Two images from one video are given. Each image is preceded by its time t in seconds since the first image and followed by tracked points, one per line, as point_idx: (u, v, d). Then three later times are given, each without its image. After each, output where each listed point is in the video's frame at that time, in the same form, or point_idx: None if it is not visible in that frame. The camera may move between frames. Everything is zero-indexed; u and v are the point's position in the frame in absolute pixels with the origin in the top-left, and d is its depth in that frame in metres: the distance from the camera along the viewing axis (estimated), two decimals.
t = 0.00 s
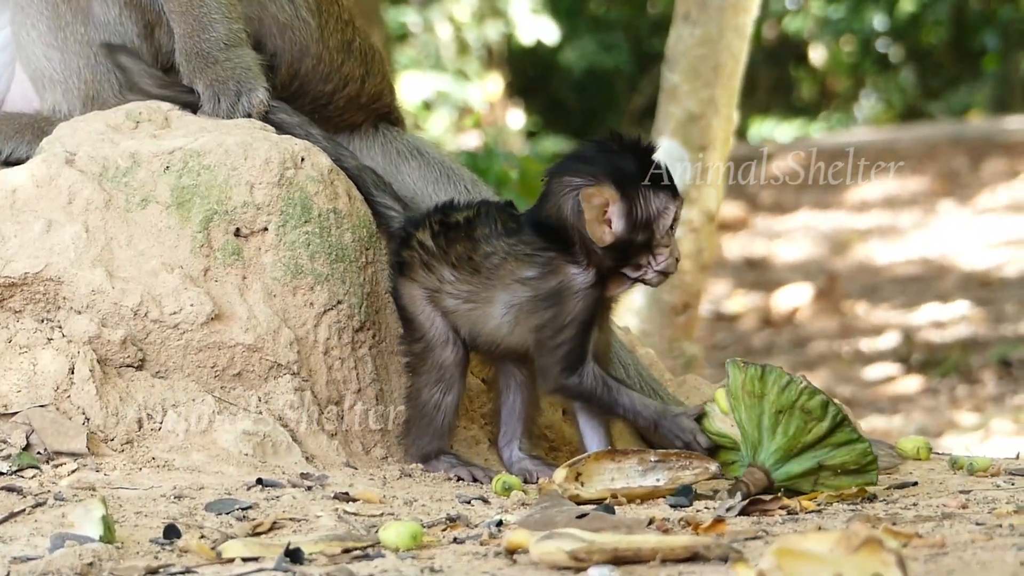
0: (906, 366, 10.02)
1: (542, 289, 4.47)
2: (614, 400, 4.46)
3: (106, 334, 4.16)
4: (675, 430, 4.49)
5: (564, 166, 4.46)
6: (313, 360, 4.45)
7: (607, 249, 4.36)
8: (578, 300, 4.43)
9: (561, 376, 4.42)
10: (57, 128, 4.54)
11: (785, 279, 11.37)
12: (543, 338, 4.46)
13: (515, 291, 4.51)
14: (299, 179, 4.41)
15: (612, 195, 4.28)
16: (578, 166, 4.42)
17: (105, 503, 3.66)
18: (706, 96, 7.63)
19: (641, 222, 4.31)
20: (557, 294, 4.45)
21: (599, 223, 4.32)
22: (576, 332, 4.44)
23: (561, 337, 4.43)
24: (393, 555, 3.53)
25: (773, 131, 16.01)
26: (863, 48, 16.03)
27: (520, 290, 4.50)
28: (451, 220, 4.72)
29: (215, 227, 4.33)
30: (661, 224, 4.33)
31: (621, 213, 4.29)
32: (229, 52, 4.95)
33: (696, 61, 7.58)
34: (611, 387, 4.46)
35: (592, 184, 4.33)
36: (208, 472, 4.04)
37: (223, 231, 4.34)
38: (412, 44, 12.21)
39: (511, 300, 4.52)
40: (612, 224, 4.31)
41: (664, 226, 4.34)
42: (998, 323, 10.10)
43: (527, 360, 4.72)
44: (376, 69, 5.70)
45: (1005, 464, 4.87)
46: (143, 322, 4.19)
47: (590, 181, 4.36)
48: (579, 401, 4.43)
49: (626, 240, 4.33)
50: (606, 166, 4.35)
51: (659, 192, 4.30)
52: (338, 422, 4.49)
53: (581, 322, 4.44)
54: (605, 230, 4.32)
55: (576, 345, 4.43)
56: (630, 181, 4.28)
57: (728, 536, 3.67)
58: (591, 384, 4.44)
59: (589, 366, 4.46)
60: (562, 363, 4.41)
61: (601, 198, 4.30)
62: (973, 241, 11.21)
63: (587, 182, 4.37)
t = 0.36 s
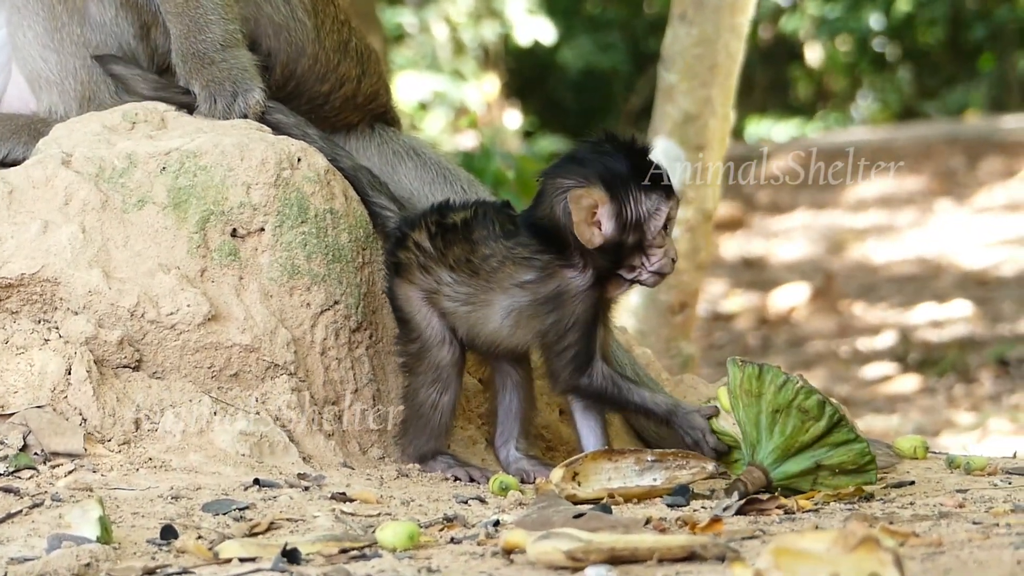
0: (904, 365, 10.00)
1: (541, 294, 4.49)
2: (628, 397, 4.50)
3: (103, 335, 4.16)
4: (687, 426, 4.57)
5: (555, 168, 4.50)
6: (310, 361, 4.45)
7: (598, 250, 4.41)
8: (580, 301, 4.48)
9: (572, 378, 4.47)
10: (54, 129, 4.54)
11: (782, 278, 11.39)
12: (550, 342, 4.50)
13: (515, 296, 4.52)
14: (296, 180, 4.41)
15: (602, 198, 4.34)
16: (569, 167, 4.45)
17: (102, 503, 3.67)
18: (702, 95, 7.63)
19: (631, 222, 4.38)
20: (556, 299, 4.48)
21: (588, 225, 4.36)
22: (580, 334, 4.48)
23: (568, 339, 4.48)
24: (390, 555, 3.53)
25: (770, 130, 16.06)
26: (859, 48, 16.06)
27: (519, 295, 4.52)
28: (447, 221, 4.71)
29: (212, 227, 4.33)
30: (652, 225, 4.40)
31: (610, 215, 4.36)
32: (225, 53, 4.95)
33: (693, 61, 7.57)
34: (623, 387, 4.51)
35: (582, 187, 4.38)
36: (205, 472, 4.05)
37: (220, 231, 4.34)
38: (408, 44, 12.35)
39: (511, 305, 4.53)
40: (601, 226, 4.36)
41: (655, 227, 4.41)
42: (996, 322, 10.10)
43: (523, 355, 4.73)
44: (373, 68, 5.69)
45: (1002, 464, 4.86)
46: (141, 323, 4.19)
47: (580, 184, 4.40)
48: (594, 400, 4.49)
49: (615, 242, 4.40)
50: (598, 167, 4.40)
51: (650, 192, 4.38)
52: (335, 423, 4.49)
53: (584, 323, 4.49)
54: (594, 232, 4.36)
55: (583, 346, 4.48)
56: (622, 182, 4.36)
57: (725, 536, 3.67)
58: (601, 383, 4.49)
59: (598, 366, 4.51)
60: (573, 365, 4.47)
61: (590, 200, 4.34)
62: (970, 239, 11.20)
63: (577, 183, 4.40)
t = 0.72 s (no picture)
0: (900, 362, 9.92)
1: (555, 298, 4.46)
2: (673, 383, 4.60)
3: (100, 332, 4.16)
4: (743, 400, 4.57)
5: (572, 161, 4.48)
6: (306, 358, 4.44)
7: (606, 250, 4.41)
8: (597, 302, 4.47)
9: (614, 371, 4.55)
10: (50, 126, 4.54)
11: (779, 276, 11.39)
12: (577, 342, 4.50)
13: (527, 299, 4.48)
14: (292, 177, 4.41)
15: (619, 202, 4.32)
16: (589, 164, 4.43)
17: (99, 501, 3.67)
18: (699, 92, 7.63)
19: (643, 230, 4.38)
20: (572, 303, 4.46)
21: (600, 225, 4.36)
22: (606, 331, 4.50)
23: (593, 338, 4.50)
24: (387, 552, 3.54)
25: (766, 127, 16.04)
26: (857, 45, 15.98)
27: (534, 298, 4.48)
28: (449, 218, 4.68)
29: (209, 225, 4.33)
30: (662, 236, 4.41)
31: (624, 219, 4.35)
32: (221, 50, 4.96)
33: (689, 58, 7.57)
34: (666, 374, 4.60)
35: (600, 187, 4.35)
36: (201, 470, 4.04)
37: (216, 229, 4.34)
38: (404, 42, 12.28)
39: (522, 307, 4.49)
40: (613, 228, 4.36)
41: (664, 239, 4.41)
42: (994, 320, 10.10)
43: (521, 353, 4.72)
44: (369, 65, 5.69)
45: (998, 460, 4.87)
46: (137, 320, 4.19)
47: (599, 182, 4.38)
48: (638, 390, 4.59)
49: (625, 245, 4.40)
50: (618, 168, 4.38)
51: (666, 204, 4.36)
52: (332, 421, 4.49)
53: (607, 320, 4.50)
54: (606, 234, 4.36)
55: (618, 339, 4.53)
56: (640, 188, 4.34)
57: (723, 532, 3.68)
58: (644, 373, 4.59)
59: (637, 360, 4.60)
60: (614, 356, 4.53)
61: (607, 202, 4.33)
62: (967, 237, 11.21)
63: (596, 181, 4.38)
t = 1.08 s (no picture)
0: (912, 367, 9.81)
1: (570, 281, 4.36)
2: (686, 366, 4.30)
3: (85, 334, 4.02)
4: (755, 364, 4.18)
5: (614, 148, 4.42)
6: (299, 362, 4.31)
7: (620, 240, 4.34)
8: (611, 286, 4.36)
9: (623, 360, 4.38)
10: (36, 121, 4.40)
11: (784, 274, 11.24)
12: (588, 328, 4.39)
13: (542, 283, 4.38)
14: (284, 175, 4.27)
15: (645, 194, 4.26)
16: (626, 153, 4.37)
17: (85, 508, 3.54)
18: (705, 88, 7.48)
19: (663, 231, 4.29)
20: (586, 285, 4.36)
21: (621, 213, 4.29)
22: (618, 320, 4.38)
23: (604, 325, 4.38)
24: (382, 563, 3.41)
25: (775, 124, 15.87)
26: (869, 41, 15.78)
27: (547, 282, 4.38)
28: (456, 214, 4.58)
29: (198, 224, 4.19)
30: (679, 246, 4.31)
31: (647, 214, 4.27)
32: (213, 44, 4.82)
33: (695, 52, 7.44)
34: (679, 353, 4.33)
35: (632, 175, 4.29)
36: (190, 477, 3.91)
37: (206, 228, 4.20)
38: (401, 34, 12.11)
39: (535, 294, 4.39)
40: (633, 220, 4.29)
41: (680, 250, 4.32)
42: (1006, 322, 9.97)
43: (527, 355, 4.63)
44: (365, 57, 5.56)
45: (1014, 469, 4.75)
46: (124, 322, 4.05)
47: (633, 170, 4.31)
48: (650, 381, 4.36)
49: (640, 242, 4.31)
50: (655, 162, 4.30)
51: (693, 216, 4.28)
52: (324, 426, 4.35)
53: (620, 308, 4.38)
54: (625, 223, 4.29)
55: (626, 328, 4.38)
56: (672, 188, 4.26)
57: (728, 543, 3.55)
58: (654, 363, 4.35)
59: (647, 342, 4.40)
60: (621, 345, 4.38)
61: (632, 191, 4.26)
62: (980, 237, 11.09)
63: (630, 170, 4.32)
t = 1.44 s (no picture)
0: (909, 364, 9.78)
1: (567, 291, 4.37)
2: (683, 384, 4.44)
3: (82, 333, 4.01)
4: (752, 389, 4.37)
5: (606, 156, 4.43)
6: (296, 360, 4.31)
7: (615, 250, 4.35)
8: (609, 298, 4.38)
9: (622, 374, 4.41)
10: (32, 120, 4.40)
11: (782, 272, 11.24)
12: (587, 339, 4.40)
13: (539, 292, 4.39)
14: (281, 173, 4.27)
15: (636, 203, 4.28)
16: (618, 161, 4.37)
17: (82, 507, 3.54)
18: (701, 86, 7.48)
19: (657, 238, 4.31)
20: (584, 296, 4.37)
21: (614, 223, 4.30)
22: (616, 332, 4.40)
23: (603, 337, 4.39)
24: (379, 562, 3.41)
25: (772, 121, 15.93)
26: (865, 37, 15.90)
27: (545, 292, 4.39)
28: (454, 217, 4.57)
29: (195, 222, 4.19)
30: (676, 251, 4.33)
31: (640, 222, 4.30)
32: (212, 42, 4.82)
33: (691, 50, 7.45)
34: (677, 371, 4.45)
35: (623, 185, 4.31)
36: (187, 476, 3.91)
37: (202, 226, 4.20)
38: (398, 33, 12.11)
39: (534, 302, 4.40)
40: (627, 229, 4.31)
41: (677, 254, 4.34)
42: (1004, 320, 9.97)
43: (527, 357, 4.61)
44: (363, 55, 5.56)
45: (1011, 467, 4.75)
46: (121, 321, 4.05)
47: (624, 179, 4.33)
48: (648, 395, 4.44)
49: (636, 250, 4.33)
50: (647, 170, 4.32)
51: (688, 220, 4.30)
52: (321, 425, 4.35)
53: (619, 318, 4.40)
54: (619, 234, 4.30)
55: (625, 342, 4.41)
56: (664, 194, 4.29)
57: (725, 541, 3.55)
58: (654, 376, 4.44)
59: (646, 358, 4.47)
60: (623, 359, 4.41)
61: (624, 201, 4.28)
62: (977, 235, 11.11)
63: (621, 179, 4.33)
